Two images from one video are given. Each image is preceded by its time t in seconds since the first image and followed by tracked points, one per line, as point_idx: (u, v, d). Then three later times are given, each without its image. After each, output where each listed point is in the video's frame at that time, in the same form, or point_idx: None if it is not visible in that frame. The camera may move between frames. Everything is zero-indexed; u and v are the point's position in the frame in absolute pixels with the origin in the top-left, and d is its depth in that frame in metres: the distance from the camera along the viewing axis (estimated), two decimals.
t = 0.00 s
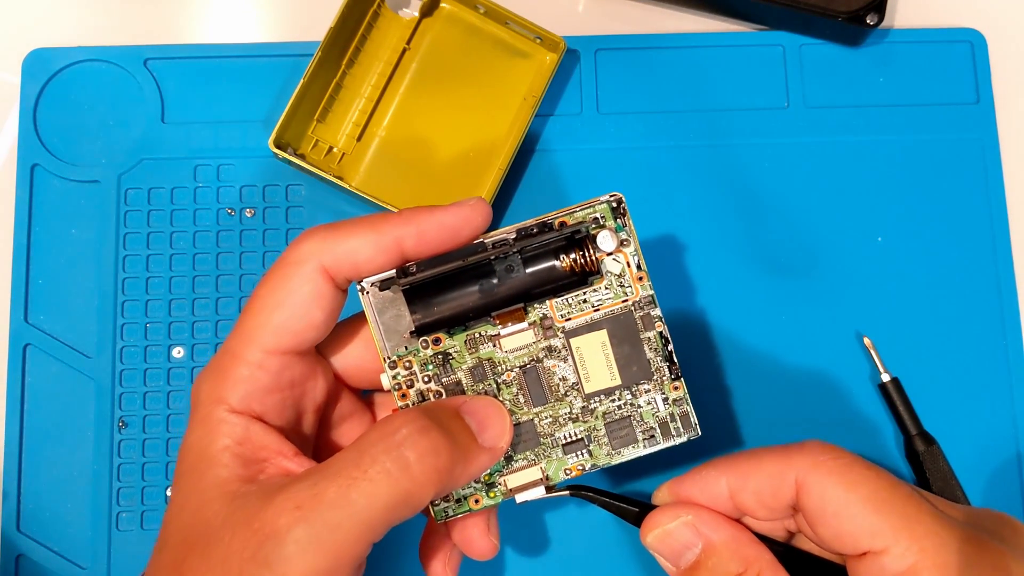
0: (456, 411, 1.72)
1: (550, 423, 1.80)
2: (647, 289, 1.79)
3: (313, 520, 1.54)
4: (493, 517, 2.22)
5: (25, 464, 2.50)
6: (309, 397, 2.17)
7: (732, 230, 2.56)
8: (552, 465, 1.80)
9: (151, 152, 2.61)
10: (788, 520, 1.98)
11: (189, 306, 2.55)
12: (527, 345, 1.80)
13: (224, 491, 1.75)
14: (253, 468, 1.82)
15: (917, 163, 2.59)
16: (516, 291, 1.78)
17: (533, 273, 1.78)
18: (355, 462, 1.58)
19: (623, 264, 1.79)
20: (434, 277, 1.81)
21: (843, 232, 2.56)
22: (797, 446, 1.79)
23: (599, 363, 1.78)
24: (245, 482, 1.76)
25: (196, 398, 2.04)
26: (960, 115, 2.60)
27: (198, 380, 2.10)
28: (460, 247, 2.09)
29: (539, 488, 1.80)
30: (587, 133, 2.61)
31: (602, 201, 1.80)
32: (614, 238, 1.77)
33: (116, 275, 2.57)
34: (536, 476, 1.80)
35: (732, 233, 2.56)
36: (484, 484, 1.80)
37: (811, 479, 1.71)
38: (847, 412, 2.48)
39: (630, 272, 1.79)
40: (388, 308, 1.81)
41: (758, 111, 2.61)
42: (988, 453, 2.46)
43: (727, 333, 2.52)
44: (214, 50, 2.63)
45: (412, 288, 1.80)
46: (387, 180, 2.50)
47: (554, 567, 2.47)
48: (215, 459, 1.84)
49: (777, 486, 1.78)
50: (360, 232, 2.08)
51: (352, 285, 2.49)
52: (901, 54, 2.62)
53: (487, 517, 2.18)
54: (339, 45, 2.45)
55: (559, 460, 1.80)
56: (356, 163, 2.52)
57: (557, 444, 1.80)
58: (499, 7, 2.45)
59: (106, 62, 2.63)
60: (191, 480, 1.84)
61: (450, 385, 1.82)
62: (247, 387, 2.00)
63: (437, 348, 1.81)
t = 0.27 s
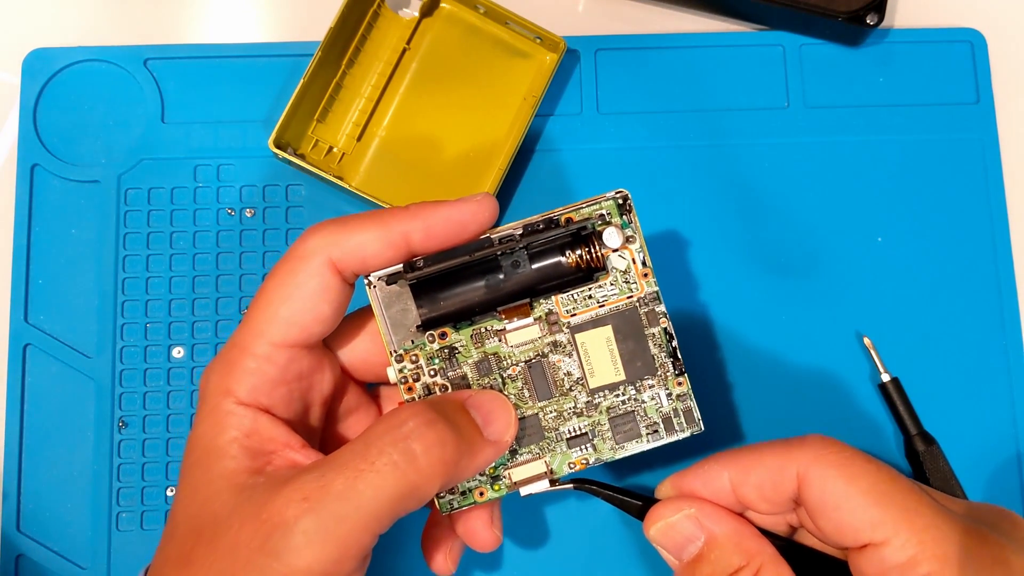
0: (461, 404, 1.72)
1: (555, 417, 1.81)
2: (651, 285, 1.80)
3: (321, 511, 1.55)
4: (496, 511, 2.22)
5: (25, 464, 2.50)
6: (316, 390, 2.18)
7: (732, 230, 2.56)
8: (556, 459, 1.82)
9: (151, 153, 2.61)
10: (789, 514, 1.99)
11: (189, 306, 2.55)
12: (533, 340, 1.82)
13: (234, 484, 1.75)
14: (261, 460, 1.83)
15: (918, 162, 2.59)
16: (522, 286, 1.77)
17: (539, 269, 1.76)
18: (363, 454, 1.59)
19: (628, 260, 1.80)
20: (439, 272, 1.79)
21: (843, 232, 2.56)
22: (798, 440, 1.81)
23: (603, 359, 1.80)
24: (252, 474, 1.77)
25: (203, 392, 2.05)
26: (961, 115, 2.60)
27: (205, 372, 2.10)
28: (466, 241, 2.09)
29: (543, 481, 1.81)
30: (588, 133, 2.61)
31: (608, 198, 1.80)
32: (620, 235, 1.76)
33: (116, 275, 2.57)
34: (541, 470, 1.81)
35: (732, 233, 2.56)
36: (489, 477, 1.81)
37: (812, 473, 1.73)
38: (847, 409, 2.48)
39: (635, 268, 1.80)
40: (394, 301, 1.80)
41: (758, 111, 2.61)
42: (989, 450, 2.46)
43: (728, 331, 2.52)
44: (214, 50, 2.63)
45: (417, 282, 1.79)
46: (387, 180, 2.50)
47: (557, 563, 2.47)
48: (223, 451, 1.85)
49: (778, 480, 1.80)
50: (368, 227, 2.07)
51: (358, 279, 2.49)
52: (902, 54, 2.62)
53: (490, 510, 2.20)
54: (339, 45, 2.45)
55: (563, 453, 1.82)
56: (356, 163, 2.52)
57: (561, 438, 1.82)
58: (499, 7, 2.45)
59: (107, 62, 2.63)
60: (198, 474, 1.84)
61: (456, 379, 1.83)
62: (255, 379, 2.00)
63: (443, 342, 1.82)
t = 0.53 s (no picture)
0: (474, 384, 1.73)
1: (564, 401, 1.83)
2: (664, 273, 1.80)
3: (333, 485, 1.57)
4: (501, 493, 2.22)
5: (25, 464, 2.50)
6: (329, 368, 2.17)
7: (733, 229, 2.56)
8: (564, 442, 1.83)
9: (151, 153, 2.61)
10: (795, 500, 2.00)
11: (189, 306, 2.55)
12: (544, 324, 1.83)
13: (246, 462, 1.76)
14: (275, 435, 1.84)
15: (919, 160, 2.59)
16: (535, 270, 1.77)
17: (553, 253, 1.76)
18: (375, 431, 1.60)
19: (642, 247, 1.80)
20: (453, 254, 1.82)
21: (844, 232, 2.56)
22: (805, 427, 1.81)
23: (614, 344, 1.81)
24: (266, 449, 1.78)
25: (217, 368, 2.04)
26: (961, 115, 2.60)
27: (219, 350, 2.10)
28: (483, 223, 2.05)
29: (552, 463, 1.82)
30: (588, 134, 2.61)
31: (622, 184, 1.80)
32: (634, 221, 1.77)
33: (116, 275, 2.57)
34: (549, 453, 1.83)
35: (733, 232, 2.56)
36: (497, 458, 1.82)
37: (818, 458, 1.74)
38: (851, 401, 2.48)
39: (648, 255, 1.80)
40: (408, 283, 1.82)
41: (759, 111, 2.61)
42: (991, 443, 2.46)
43: (731, 324, 2.53)
44: (214, 50, 2.63)
45: (431, 264, 1.81)
46: (387, 180, 2.50)
47: (563, 549, 2.46)
48: (238, 427, 1.85)
49: (784, 464, 1.80)
50: (384, 208, 2.04)
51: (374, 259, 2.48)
52: (902, 53, 2.62)
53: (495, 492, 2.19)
54: (339, 44, 2.45)
55: (572, 436, 1.83)
56: (356, 163, 2.53)
57: (570, 421, 1.83)
58: (499, 7, 2.45)
59: (107, 62, 2.63)
60: (210, 454, 1.85)
61: (467, 361, 1.84)
62: (270, 356, 1.99)
63: (457, 324, 1.84)
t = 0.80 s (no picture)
0: (475, 383, 1.72)
1: (565, 400, 1.83)
2: (666, 273, 1.80)
3: (334, 482, 1.57)
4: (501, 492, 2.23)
5: (25, 464, 2.50)
6: (331, 366, 2.16)
7: (733, 229, 2.56)
8: (565, 441, 1.83)
9: (151, 153, 2.61)
10: (796, 498, 2.00)
11: (189, 306, 2.55)
12: (546, 323, 1.83)
13: (246, 462, 1.76)
14: (277, 433, 1.84)
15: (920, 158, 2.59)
16: (538, 269, 1.77)
17: (555, 252, 1.77)
18: (377, 428, 1.60)
19: (644, 247, 1.80)
20: (455, 253, 1.81)
21: (845, 231, 2.56)
22: (807, 424, 1.81)
23: (615, 344, 1.81)
24: (267, 447, 1.78)
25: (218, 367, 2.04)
26: (961, 114, 2.60)
27: (223, 344, 2.10)
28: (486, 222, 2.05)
29: (552, 462, 1.83)
30: (588, 134, 2.61)
31: (624, 184, 1.80)
32: (636, 221, 1.77)
33: (116, 275, 2.57)
34: (550, 452, 1.83)
35: (733, 232, 2.56)
36: (498, 457, 1.82)
37: (820, 455, 1.73)
38: (852, 400, 2.49)
39: (650, 255, 1.81)
40: (410, 281, 1.82)
41: (759, 111, 2.61)
42: (991, 443, 2.46)
43: (732, 323, 2.53)
44: (214, 50, 2.62)
45: (434, 263, 1.81)
46: (387, 180, 2.50)
47: (565, 548, 2.46)
48: (240, 423, 1.85)
49: (786, 461, 1.80)
50: (388, 205, 2.05)
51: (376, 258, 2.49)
52: (902, 53, 2.62)
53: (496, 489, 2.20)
54: (339, 44, 2.45)
55: (573, 435, 1.83)
56: (356, 163, 2.53)
57: (571, 421, 1.83)
58: (499, 7, 2.45)
59: (106, 62, 2.63)
60: (213, 451, 1.84)
61: (469, 359, 1.84)
62: (272, 354, 2.00)
63: (458, 322, 1.83)
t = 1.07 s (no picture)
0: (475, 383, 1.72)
1: (565, 400, 1.83)
2: (665, 273, 1.80)
3: (335, 482, 1.57)
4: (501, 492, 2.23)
5: (25, 464, 2.50)
6: (331, 365, 2.16)
7: (733, 230, 2.56)
8: (565, 441, 1.83)
9: (151, 153, 2.61)
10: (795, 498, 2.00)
11: (189, 306, 2.55)
12: (546, 323, 1.83)
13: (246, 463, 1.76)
14: (277, 433, 1.84)
15: (920, 159, 2.59)
16: (538, 269, 1.77)
17: (555, 252, 1.77)
18: (378, 429, 1.60)
19: (643, 248, 1.80)
20: (456, 253, 1.81)
21: (845, 231, 2.56)
22: (806, 424, 1.82)
23: (615, 344, 1.81)
24: (267, 447, 1.79)
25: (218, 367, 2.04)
26: (961, 115, 2.60)
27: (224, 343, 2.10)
28: (487, 223, 2.05)
29: (552, 462, 1.83)
30: (588, 134, 2.61)
31: (624, 185, 1.80)
32: (636, 222, 1.77)
33: (116, 275, 2.57)
34: (550, 452, 1.83)
35: (733, 232, 2.56)
36: (498, 457, 1.82)
37: (820, 455, 1.74)
38: (852, 401, 2.49)
39: (650, 256, 1.81)
40: (410, 282, 1.82)
41: (759, 111, 2.61)
42: (990, 443, 2.46)
43: (732, 323, 2.53)
44: (214, 50, 2.62)
45: (434, 263, 1.81)
46: (388, 180, 2.50)
47: (564, 548, 2.46)
48: (240, 423, 1.85)
49: (785, 460, 1.80)
50: (389, 206, 2.05)
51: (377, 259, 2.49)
52: (902, 53, 2.62)
53: (495, 490, 2.20)
54: (339, 44, 2.45)
55: (572, 435, 1.83)
56: (356, 163, 2.53)
57: (570, 421, 1.83)
58: (499, 7, 2.45)
59: (106, 62, 2.63)
60: (213, 450, 1.84)
61: (468, 359, 1.84)
62: (272, 354, 2.00)
63: (458, 323, 1.83)
